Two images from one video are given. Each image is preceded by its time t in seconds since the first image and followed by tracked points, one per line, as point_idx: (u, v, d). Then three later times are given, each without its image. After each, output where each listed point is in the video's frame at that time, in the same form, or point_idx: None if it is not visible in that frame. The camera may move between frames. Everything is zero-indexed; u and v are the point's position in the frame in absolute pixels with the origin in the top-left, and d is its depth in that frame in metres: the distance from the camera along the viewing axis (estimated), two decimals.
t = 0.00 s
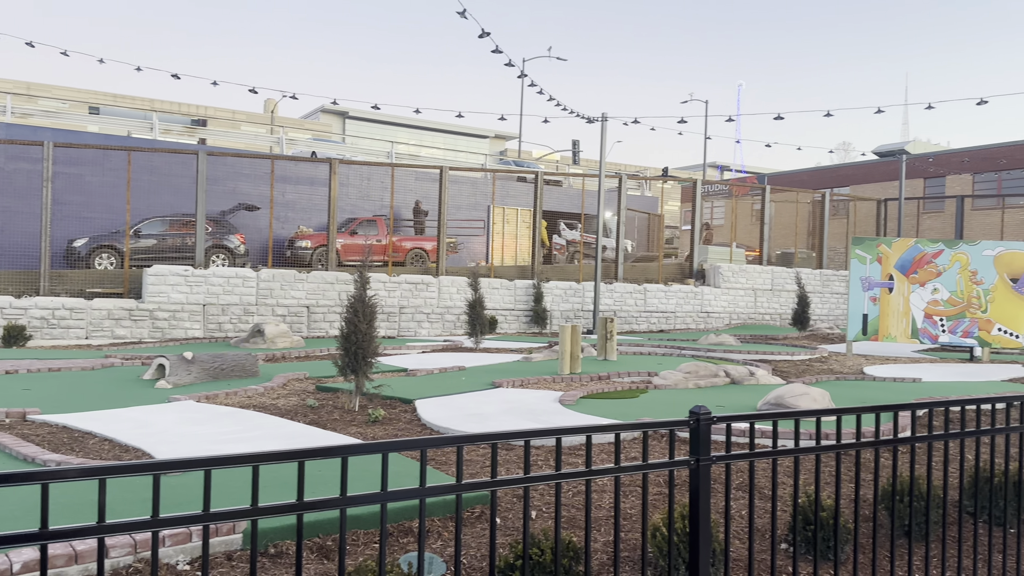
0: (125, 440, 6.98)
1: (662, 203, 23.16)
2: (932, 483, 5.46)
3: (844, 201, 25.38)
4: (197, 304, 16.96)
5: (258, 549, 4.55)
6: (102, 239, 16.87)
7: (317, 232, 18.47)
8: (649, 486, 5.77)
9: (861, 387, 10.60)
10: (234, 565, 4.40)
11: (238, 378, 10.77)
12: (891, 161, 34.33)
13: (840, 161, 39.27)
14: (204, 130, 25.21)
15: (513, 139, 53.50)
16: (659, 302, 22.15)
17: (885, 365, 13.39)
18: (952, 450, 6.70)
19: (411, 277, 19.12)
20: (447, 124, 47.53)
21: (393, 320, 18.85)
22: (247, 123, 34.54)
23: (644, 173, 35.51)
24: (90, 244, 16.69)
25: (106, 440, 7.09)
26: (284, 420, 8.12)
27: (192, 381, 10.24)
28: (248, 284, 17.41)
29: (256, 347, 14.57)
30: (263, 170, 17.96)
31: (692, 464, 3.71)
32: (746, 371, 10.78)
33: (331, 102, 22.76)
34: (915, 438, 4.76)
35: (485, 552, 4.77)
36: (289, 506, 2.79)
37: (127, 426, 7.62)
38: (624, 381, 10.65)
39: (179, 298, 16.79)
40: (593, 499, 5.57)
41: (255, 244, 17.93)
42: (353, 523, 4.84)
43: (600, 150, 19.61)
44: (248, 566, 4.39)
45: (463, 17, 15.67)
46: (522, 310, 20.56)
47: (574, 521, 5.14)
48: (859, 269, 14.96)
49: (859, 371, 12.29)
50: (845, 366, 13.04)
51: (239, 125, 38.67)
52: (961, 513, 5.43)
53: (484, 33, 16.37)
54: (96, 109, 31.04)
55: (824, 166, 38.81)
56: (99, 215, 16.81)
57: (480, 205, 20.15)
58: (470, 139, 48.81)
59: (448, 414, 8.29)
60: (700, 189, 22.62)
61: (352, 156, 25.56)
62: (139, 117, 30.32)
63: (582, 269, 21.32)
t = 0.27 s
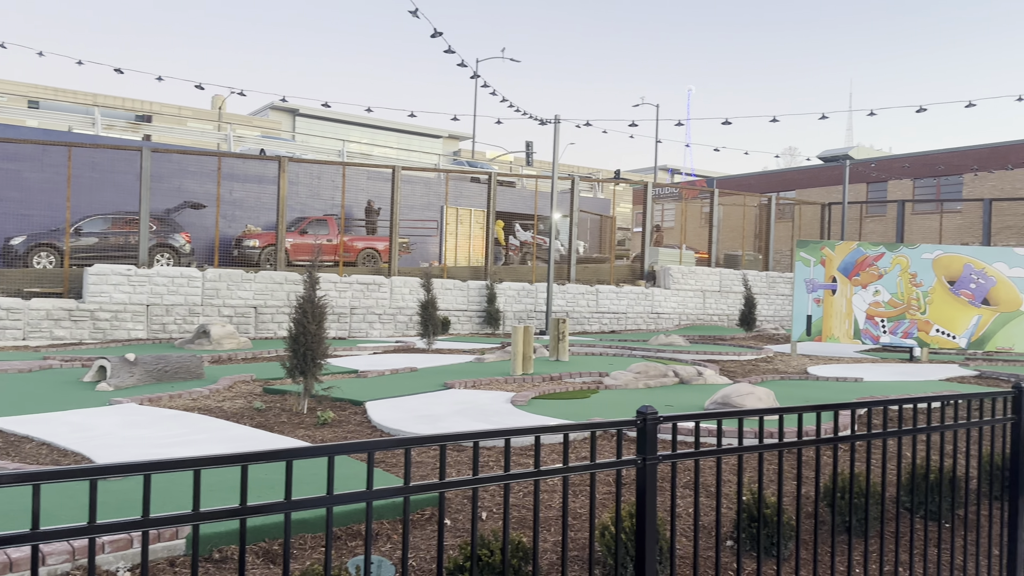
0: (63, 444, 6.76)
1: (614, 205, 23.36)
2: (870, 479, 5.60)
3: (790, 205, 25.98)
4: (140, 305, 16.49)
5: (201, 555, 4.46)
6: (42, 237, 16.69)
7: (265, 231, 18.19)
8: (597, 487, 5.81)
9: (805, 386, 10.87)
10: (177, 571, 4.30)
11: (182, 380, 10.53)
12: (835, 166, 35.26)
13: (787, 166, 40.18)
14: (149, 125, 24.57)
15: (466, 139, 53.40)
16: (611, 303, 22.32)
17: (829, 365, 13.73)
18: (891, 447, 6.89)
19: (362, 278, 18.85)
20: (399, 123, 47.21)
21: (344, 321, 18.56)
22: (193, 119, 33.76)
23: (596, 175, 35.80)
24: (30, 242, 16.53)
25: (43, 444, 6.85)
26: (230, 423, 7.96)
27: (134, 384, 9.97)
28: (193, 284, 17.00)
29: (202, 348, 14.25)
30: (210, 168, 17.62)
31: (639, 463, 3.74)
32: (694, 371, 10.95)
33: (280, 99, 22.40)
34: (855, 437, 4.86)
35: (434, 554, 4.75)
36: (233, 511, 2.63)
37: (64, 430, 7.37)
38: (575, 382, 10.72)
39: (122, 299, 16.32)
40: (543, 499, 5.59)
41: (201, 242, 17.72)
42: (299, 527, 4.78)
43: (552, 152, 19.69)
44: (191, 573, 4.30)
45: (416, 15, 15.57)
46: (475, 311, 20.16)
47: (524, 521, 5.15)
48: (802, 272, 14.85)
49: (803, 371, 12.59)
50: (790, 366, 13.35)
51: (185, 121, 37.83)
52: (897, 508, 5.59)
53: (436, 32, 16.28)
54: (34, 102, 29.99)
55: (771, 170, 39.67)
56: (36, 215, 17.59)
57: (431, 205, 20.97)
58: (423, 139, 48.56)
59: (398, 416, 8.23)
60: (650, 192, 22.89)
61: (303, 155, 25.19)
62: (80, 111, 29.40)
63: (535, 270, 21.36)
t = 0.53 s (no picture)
0: (5, 450, 6.54)
1: (572, 207, 23.49)
2: (820, 478, 5.71)
3: (744, 208, 26.45)
4: (87, 306, 16.03)
5: (150, 561, 4.36)
6: None
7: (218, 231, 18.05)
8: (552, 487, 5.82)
9: (759, 386, 11.06)
10: None
11: (131, 383, 10.27)
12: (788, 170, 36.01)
13: (741, 169, 40.88)
14: (98, 122, 23.95)
15: (425, 139, 53.18)
16: (569, 304, 22.42)
17: (781, 365, 14.00)
18: (841, 446, 7.03)
19: (318, 278, 18.58)
20: (357, 122, 46.82)
21: (299, 322, 18.32)
22: (145, 116, 33.01)
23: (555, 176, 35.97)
24: None
25: None
26: (181, 427, 7.79)
27: (81, 387, 9.70)
28: (144, 285, 16.54)
29: (152, 350, 13.91)
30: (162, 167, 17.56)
31: (595, 464, 3.73)
32: (650, 371, 11.06)
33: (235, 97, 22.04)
34: (805, 436, 4.94)
35: (389, 558, 4.71)
36: (180, 516, 2.48)
37: (7, 434, 7.14)
38: (533, 383, 10.73)
39: (68, 299, 15.86)
40: (499, 500, 5.59)
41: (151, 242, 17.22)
42: (251, 532, 4.71)
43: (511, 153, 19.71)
44: None
45: (373, 14, 15.46)
46: (434, 312, 20.12)
47: (480, 523, 5.15)
48: (756, 273, 15.50)
49: (757, 371, 12.82)
50: (744, 366, 13.57)
51: (136, 118, 37.00)
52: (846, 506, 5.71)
53: (393, 31, 16.19)
54: None
55: (726, 173, 40.34)
56: None
57: (392, 206, 20.62)
58: (381, 139, 48.23)
59: (355, 418, 8.15)
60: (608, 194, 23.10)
61: (258, 153, 24.81)
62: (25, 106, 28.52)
63: (493, 271, 21.36)
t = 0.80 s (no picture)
0: None
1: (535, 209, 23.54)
2: (777, 477, 5.79)
3: (704, 211, 26.79)
4: (39, 307, 15.61)
5: (104, 570, 4.26)
6: None
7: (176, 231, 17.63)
8: (512, 489, 5.81)
9: (719, 387, 11.19)
10: None
11: (84, 386, 10.02)
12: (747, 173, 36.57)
13: (701, 172, 41.40)
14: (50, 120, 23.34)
15: (388, 140, 52.90)
16: (532, 306, 22.45)
17: (741, 365, 14.20)
18: (798, 445, 7.15)
19: (278, 280, 18.35)
20: (318, 122, 46.34)
21: (258, 324, 18.05)
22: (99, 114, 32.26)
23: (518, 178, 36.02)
24: None
25: None
26: (136, 432, 7.61)
27: (31, 391, 9.43)
28: (97, 286, 16.15)
29: (106, 353, 13.59)
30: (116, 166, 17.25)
31: (556, 466, 3.71)
32: (613, 372, 11.12)
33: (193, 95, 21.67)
34: (763, 435, 4.98)
35: (349, 562, 4.65)
36: (134, 523, 2.27)
37: None
38: (496, 385, 10.71)
39: (19, 301, 15.44)
40: (461, 503, 5.57)
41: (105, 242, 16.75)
42: (207, 539, 4.61)
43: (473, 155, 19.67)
44: None
45: (333, 13, 15.29)
46: (396, 313, 20.04)
47: (441, 526, 5.12)
48: (715, 275, 15.70)
49: (717, 371, 12.98)
50: (704, 366, 13.73)
51: (89, 115, 36.14)
52: (803, 504, 5.79)
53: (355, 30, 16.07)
54: None
55: (687, 176, 40.82)
56: None
57: (353, 206, 19.79)
58: (343, 139, 47.83)
59: (315, 421, 8.06)
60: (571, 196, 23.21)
61: (216, 152, 24.41)
62: None
63: (456, 273, 21.29)
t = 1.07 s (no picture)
0: None
1: (508, 211, 23.56)
2: (747, 477, 5.84)
3: (675, 213, 27.00)
4: (3, 311, 15.24)
5: None
6: None
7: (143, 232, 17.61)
8: (485, 492, 5.80)
9: (691, 388, 11.27)
10: None
11: (49, 392, 9.82)
12: (718, 176, 36.93)
13: (673, 175, 41.72)
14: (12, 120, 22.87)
15: (360, 141, 52.60)
16: (505, 308, 22.44)
17: (712, 366, 14.32)
18: (768, 445, 7.22)
19: (248, 283, 18.17)
20: (289, 123, 45.94)
21: (227, 327, 17.75)
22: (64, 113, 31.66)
23: (490, 180, 36.01)
24: None
25: None
26: (102, 437, 7.48)
27: None
28: (62, 289, 15.88)
29: (72, 357, 13.34)
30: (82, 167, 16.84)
31: (528, 468, 3.68)
32: (586, 374, 11.15)
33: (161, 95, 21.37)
34: (733, 436, 5.02)
35: (320, 568, 4.61)
36: (100, 530, 2.19)
37: None
38: (469, 387, 10.69)
39: None
40: (433, 506, 5.55)
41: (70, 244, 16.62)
42: (175, 545, 4.55)
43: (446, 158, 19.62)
44: None
45: (303, 14, 15.18)
46: (368, 316, 19.91)
47: (413, 529, 5.10)
48: (687, 277, 15.90)
49: (689, 373, 13.07)
50: (676, 368, 13.83)
51: (54, 116, 35.50)
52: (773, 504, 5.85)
53: (325, 31, 15.95)
54: None
55: (659, 179, 41.11)
56: None
57: (324, 208, 20.44)
58: (315, 140, 47.45)
59: (285, 425, 7.97)
60: (545, 198, 23.25)
61: (185, 153, 24.10)
62: None
63: (430, 275, 21.22)
